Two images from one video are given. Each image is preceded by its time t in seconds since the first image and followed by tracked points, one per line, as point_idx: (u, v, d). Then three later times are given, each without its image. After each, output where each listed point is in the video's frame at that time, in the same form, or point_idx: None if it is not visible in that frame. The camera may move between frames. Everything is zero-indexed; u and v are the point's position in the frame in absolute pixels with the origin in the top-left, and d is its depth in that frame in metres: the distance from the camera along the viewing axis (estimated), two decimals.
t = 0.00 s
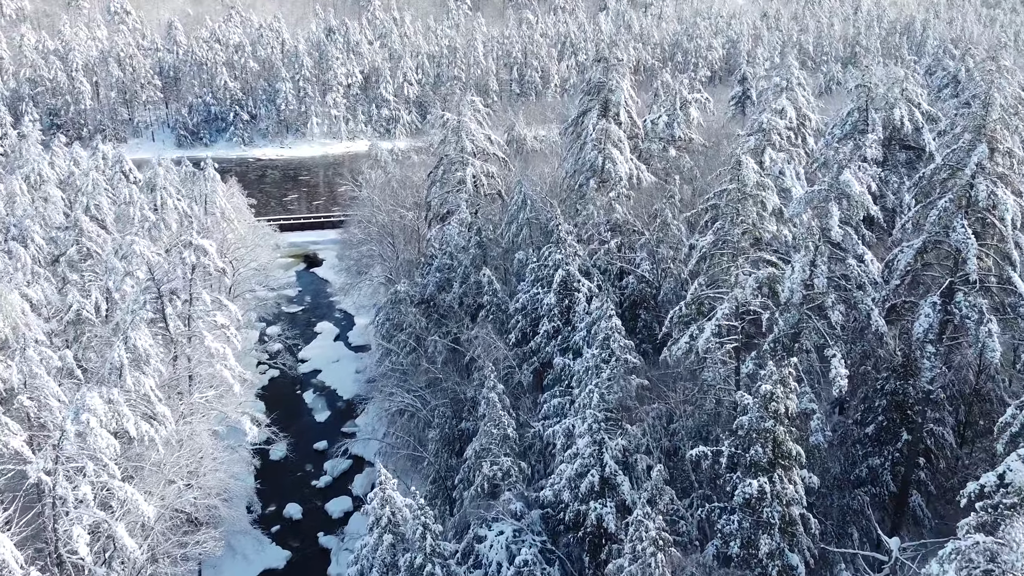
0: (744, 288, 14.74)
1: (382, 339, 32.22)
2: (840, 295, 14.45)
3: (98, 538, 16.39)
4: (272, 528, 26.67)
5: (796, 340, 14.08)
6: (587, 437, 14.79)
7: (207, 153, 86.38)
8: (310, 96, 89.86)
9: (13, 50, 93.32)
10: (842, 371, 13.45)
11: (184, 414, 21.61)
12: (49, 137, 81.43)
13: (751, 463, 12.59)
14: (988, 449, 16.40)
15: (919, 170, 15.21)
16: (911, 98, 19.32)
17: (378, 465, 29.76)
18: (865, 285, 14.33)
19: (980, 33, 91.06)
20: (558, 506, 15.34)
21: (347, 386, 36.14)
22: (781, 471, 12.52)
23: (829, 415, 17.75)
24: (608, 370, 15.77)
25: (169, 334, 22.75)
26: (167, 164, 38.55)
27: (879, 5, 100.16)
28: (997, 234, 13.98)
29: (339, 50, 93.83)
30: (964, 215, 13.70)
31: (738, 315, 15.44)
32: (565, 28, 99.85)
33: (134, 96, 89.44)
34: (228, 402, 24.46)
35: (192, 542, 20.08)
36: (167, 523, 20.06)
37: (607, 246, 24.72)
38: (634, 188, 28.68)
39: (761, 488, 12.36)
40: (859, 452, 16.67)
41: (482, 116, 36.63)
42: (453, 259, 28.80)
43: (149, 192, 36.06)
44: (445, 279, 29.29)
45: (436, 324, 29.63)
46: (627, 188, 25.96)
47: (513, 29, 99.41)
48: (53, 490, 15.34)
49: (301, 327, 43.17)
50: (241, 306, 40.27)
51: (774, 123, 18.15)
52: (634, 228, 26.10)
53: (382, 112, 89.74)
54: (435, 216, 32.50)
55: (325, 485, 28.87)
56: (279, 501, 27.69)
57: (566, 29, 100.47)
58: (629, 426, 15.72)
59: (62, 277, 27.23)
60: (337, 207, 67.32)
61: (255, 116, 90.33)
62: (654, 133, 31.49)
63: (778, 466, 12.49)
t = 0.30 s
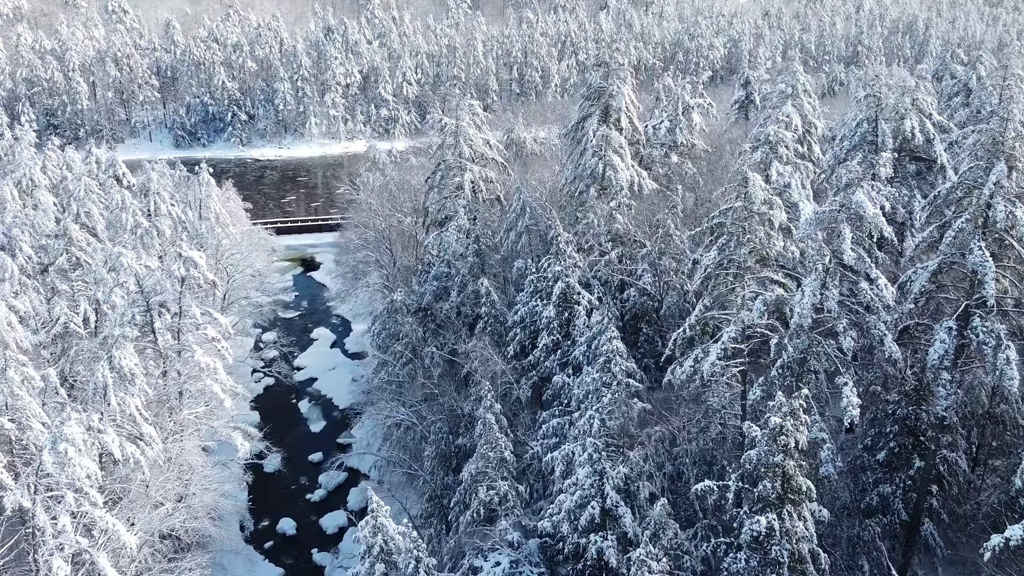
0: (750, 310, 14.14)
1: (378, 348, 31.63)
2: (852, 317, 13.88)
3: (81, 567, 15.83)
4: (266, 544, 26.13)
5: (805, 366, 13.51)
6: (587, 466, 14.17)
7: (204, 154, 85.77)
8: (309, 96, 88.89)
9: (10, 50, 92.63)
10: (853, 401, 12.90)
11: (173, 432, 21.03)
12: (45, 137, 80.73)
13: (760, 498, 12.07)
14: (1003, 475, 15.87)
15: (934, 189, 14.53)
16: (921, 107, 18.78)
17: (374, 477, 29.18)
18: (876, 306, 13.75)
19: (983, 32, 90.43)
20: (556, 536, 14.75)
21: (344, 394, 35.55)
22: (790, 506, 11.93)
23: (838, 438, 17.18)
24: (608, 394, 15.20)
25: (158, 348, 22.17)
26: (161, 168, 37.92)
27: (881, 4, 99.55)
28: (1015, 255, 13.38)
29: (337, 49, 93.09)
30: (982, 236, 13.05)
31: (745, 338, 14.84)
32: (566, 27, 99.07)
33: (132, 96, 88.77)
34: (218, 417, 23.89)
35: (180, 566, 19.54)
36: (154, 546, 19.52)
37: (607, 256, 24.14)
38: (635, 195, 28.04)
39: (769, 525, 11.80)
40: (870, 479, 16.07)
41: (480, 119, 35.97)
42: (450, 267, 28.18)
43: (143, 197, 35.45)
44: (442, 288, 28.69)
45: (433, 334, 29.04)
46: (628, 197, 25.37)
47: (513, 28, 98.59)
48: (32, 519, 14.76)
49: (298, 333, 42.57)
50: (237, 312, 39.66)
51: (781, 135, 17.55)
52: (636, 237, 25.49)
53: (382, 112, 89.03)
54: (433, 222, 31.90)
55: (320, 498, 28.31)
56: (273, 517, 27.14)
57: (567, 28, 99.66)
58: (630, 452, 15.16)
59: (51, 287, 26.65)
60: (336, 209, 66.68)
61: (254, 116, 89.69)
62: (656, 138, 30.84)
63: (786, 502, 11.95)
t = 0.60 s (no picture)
0: (765, 336, 13.49)
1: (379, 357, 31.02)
2: (871, 345, 13.22)
3: None
4: (264, 560, 25.58)
5: (822, 396, 12.86)
6: (593, 499, 13.56)
7: (209, 154, 85.37)
8: (314, 95, 88.24)
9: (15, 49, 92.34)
10: (874, 436, 12.27)
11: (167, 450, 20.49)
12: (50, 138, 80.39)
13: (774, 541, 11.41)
14: None
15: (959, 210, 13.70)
16: (942, 119, 18.06)
17: (375, 490, 28.59)
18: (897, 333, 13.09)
19: (994, 32, 89.58)
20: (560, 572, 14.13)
21: (346, 403, 34.98)
22: (807, 547, 11.24)
23: (854, 464, 16.53)
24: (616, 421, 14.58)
25: (153, 362, 21.62)
26: (162, 172, 37.39)
27: (891, 3, 98.70)
28: None
29: (343, 49, 92.48)
30: (1010, 262, 12.27)
31: (759, 364, 14.19)
32: (573, 26, 98.27)
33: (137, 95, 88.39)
34: (214, 432, 23.34)
35: None
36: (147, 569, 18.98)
37: (614, 268, 23.51)
38: (644, 204, 27.37)
39: (785, 569, 11.13)
40: (887, 509, 15.43)
41: (485, 124, 35.25)
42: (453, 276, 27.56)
43: (143, 202, 34.93)
44: (445, 298, 28.07)
45: (436, 344, 28.43)
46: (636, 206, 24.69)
47: (520, 28, 97.82)
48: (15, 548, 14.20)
49: (301, 339, 42.07)
50: (238, 318, 39.15)
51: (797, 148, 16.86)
52: (644, 248, 24.83)
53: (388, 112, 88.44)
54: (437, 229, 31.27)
55: (320, 512, 27.74)
56: (272, 532, 26.58)
57: (574, 27, 98.86)
58: (639, 483, 14.53)
59: (47, 296, 26.15)
60: (341, 211, 66.14)
61: (259, 115, 89.23)
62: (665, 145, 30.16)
63: (802, 545, 11.29)
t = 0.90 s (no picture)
0: (782, 367, 12.85)
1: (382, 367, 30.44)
2: (893, 376, 12.56)
3: None
4: None
5: (842, 431, 12.22)
6: (601, 541, 13.15)
7: (216, 154, 85.04)
8: (321, 95, 87.67)
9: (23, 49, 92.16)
10: (896, 475, 11.63)
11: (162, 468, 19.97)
12: (58, 138, 80.25)
13: None
14: None
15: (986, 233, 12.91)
16: (966, 131, 17.30)
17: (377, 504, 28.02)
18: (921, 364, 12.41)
19: (1010, 32, 88.34)
20: None
21: (349, 411, 34.42)
22: None
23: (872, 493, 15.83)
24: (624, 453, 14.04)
25: (149, 377, 21.09)
26: (164, 176, 36.90)
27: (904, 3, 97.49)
28: None
29: (351, 48, 91.87)
30: None
31: (775, 394, 13.55)
32: (583, 26, 97.36)
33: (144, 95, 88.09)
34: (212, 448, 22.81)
35: None
36: None
37: (623, 280, 22.83)
38: (654, 213, 26.69)
39: None
40: (907, 542, 14.73)
41: (492, 128, 34.60)
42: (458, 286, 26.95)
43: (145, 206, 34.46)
44: (450, 309, 27.47)
45: (440, 355, 27.83)
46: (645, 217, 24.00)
47: (529, 27, 96.98)
48: None
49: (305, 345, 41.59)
50: (241, 324, 38.67)
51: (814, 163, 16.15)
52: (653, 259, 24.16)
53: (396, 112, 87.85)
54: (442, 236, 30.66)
55: (320, 527, 27.20)
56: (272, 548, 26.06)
57: (584, 27, 97.94)
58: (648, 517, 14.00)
59: (45, 306, 25.67)
60: (347, 213, 65.63)
61: (266, 115, 88.82)
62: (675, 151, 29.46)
63: None
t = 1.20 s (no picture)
0: (800, 400, 12.20)
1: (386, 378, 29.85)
2: (918, 412, 11.89)
3: None
4: None
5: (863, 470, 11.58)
6: None
7: (222, 154, 84.68)
8: (328, 95, 87.08)
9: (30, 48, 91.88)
10: (921, 519, 10.97)
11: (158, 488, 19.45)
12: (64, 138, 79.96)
13: None
14: None
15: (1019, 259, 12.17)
16: (992, 144, 16.53)
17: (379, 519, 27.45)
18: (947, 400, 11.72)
19: None
20: None
21: (352, 422, 33.85)
22: None
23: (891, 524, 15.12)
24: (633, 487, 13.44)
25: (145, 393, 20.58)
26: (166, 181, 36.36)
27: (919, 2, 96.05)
28: None
29: (358, 47, 91.20)
30: None
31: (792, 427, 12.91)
32: (592, 25, 96.34)
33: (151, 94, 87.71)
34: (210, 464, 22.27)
35: None
36: None
37: (631, 294, 22.13)
38: (664, 223, 26.00)
39: None
40: None
41: (500, 133, 33.93)
42: (463, 297, 26.34)
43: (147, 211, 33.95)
44: (455, 320, 26.86)
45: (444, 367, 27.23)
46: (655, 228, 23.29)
47: (538, 27, 96.04)
48: None
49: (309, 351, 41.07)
50: (245, 331, 38.16)
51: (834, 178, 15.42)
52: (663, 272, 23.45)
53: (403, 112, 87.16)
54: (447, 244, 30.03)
55: (321, 542, 26.67)
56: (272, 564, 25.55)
57: (593, 26, 96.92)
58: (658, 554, 13.40)
59: (41, 316, 25.15)
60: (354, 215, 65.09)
61: (273, 115, 88.34)
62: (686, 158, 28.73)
63: None
